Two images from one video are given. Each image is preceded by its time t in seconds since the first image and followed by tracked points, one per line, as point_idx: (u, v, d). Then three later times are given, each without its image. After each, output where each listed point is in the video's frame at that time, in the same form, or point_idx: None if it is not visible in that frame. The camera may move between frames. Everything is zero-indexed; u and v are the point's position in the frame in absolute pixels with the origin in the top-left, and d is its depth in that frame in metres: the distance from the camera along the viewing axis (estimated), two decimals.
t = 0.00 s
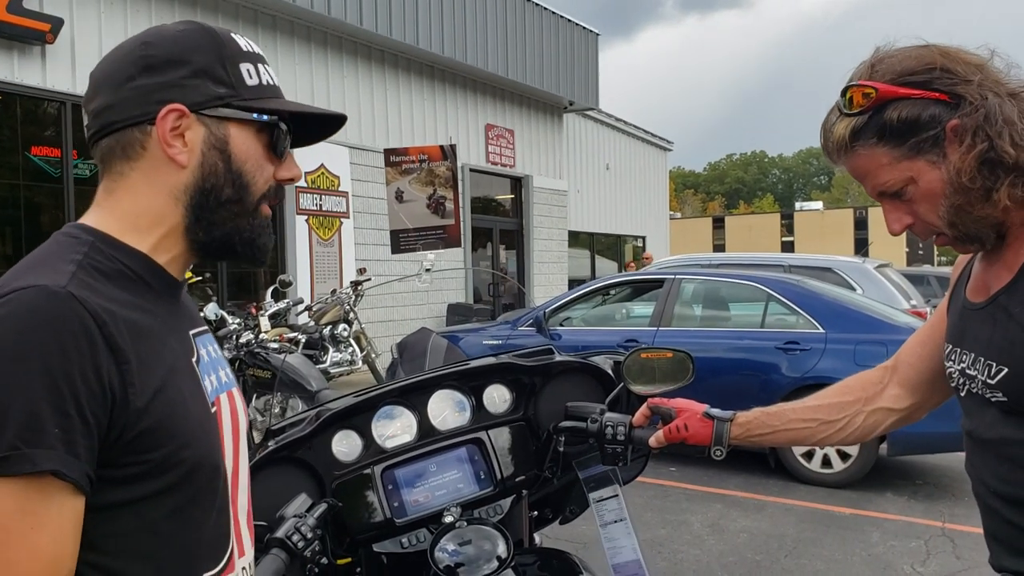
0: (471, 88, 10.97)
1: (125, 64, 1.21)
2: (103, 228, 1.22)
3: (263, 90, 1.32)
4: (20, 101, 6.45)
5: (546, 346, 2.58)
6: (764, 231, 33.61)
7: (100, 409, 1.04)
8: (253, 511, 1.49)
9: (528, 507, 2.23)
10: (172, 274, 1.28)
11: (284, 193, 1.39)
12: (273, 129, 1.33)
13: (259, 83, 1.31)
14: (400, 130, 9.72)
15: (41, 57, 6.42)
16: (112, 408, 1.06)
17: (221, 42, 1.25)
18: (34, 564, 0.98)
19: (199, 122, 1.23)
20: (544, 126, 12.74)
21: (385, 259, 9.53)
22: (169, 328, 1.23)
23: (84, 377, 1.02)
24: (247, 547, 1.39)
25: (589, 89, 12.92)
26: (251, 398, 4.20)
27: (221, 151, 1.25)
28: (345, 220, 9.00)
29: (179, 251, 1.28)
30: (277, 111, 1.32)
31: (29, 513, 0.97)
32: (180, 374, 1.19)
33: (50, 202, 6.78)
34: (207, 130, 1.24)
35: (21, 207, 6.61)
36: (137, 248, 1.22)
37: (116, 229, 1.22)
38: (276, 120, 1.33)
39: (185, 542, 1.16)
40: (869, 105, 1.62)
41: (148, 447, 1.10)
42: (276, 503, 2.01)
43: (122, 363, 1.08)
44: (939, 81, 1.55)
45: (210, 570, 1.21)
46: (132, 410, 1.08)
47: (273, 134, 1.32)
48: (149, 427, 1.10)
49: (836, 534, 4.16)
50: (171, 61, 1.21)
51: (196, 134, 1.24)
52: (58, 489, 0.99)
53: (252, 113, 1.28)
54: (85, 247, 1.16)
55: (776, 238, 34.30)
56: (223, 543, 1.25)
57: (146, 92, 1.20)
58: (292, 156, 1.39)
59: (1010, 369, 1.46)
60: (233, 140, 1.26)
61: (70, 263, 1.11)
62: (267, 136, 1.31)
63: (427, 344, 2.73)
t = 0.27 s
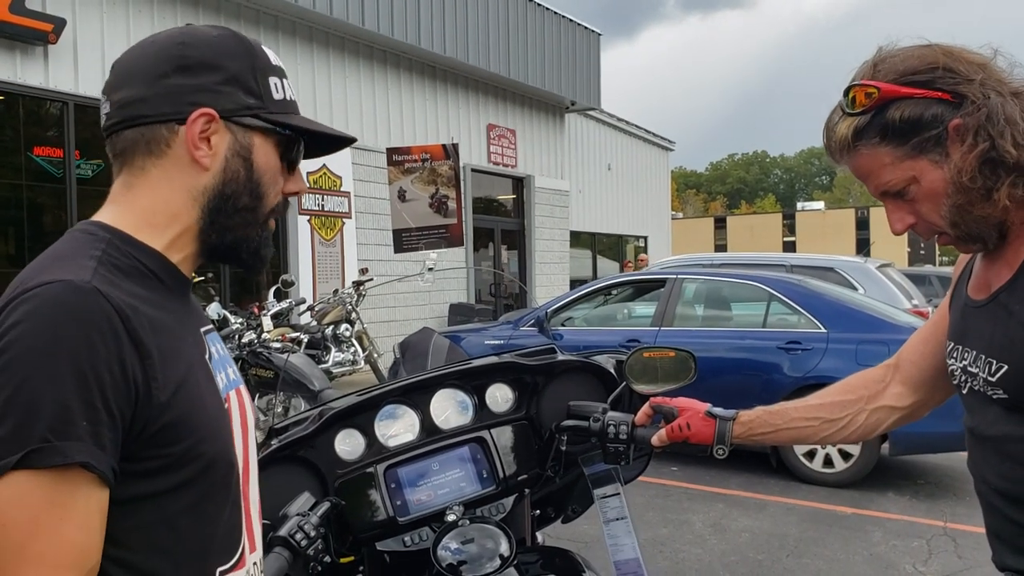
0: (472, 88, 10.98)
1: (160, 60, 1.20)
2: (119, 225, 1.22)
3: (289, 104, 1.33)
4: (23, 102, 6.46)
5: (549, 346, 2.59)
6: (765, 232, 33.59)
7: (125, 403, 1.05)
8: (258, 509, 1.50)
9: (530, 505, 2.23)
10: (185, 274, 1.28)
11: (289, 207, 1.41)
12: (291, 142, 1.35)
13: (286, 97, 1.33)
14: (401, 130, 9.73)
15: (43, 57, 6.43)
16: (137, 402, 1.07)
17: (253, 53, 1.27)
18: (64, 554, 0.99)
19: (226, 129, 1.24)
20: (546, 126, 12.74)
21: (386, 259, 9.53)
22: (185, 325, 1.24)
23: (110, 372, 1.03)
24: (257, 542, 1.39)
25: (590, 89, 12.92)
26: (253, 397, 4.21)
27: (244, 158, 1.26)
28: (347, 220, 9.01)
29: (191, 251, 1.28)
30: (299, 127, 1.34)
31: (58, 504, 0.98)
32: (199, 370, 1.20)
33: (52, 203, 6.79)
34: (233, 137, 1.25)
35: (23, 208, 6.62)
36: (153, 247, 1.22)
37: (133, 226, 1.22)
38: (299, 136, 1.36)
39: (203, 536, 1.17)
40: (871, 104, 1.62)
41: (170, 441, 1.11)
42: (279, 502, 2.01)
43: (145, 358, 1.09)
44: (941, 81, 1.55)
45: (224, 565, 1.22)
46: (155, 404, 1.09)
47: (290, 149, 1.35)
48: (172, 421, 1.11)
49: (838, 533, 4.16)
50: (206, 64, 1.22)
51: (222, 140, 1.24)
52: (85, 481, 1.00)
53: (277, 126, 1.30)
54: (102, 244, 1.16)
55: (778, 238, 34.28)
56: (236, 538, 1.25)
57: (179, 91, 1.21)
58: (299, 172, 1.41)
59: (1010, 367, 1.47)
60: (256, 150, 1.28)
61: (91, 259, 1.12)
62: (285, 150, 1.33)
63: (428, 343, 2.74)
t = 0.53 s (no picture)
0: (472, 87, 10.97)
1: (159, 62, 1.20)
2: (115, 223, 1.21)
3: (285, 105, 1.34)
4: (21, 101, 6.46)
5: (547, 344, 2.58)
6: (765, 231, 33.59)
7: (124, 397, 1.05)
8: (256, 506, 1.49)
9: (529, 504, 2.22)
10: (181, 272, 1.28)
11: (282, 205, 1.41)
12: (287, 143, 1.35)
13: (282, 98, 1.33)
14: (400, 129, 9.72)
15: (42, 56, 6.42)
16: (135, 396, 1.07)
17: (252, 55, 1.27)
18: (66, 547, 0.99)
19: (226, 131, 1.25)
20: (545, 125, 12.73)
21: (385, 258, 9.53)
22: (181, 321, 1.24)
23: (109, 366, 1.03)
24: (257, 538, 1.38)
25: (589, 88, 12.92)
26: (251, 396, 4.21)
27: (244, 160, 1.27)
28: (346, 219, 9.01)
29: (188, 251, 1.28)
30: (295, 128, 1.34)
31: (60, 498, 0.98)
32: (196, 365, 1.20)
33: (51, 202, 6.79)
34: (233, 139, 1.25)
35: (22, 207, 6.62)
36: (150, 246, 1.22)
37: (131, 225, 1.22)
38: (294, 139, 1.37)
39: (204, 531, 1.17)
40: (871, 102, 1.62)
41: (169, 436, 1.11)
42: (278, 501, 2.01)
43: (144, 353, 1.09)
44: (941, 79, 1.55)
45: (224, 560, 1.21)
46: (154, 398, 1.09)
47: (287, 150, 1.36)
48: (171, 415, 1.11)
49: (837, 532, 4.16)
50: (207, 67, 1.22)
51: (222, 142, 1.25)
52: (87, 475, 1.00)
53: (274, 127, 1.30)
54: (98, 242, 1.16)
55: (777, 238, 34.27)
56: (236, 533, 1.25)
57: (180, 94, 1.20)
58: (292, 170, 1.42)
59: (1007, 363, 1.47)
60: (255, 152, 1.28)
61: (87, 255, 1.11)
62: (281, 150, 1.34)
63: (427, 342, 2.74)
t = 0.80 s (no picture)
0: (473, 88, 10.98)
1: (132, 67, 1.21)
2: (110, 224, 1.22)
3: (270, 96, 1.30)
4: (22, 100, 6.46)
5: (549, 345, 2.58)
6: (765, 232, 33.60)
7: (109, 395, 1.04)
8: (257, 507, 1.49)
9: (531, 505, 2.22)
10: (178, 272, 1.28)
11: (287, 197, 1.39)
12: (279, 133, 1.31)
13: (266, 90, 1.30)
14: (401, 129, 9.72)
15: (43, 56, 6.42)
16: (121, 394, 1.07)
17: (228, 48, 1.25)
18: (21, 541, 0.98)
19: (204, 131, 1.23)
20: (546, 125, 12.73)
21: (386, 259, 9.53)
22: (178, 322, 1.24)
23: (93, 364, 1.03)
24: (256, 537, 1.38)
25: (590, 88, 12.92)
26: (252, 396, 4.21)
27: (225, 159, 1.25)
28: (347, 219, 9.01)
29: (184, 252, 1.28)
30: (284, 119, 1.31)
31: (24, 491, 0.97)
32: (190, 366, 1.20)
33: (52, 202, 6.79)
34: (212, 139, 1.23)
35: (22, 206, 6.61)
36: (145, 246, 1.22)
37: (124, 226, 1.23)
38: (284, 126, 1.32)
39: (203, 531, 1.17)
40: (875, 102, 1.62)
41: (157, 436, 1.11)
42: (279, 502, 2.01)
43: (132, 351, 1.09)
44: (945, 79, 1.55)
45: (221, 560, 1.21)
46: (142, 398, 1.09)
47: (281, 143, 1.32)
48: (160, 415, 1.11)
49: (837, 533, 4.16)
50: (178, 67, 1.21)
51: (201, 142, 1.23)
52: (53, 471, 0.99)
53: (256, 120, 1.27)
54: (93, 242, 1.16)
55: (778, 239, 34.29)
56: (235, 533, 1.25)
57: (154, 99, 1.20)
58: (298, 158, 1.39)
59: (1007, 363, 1.47)
60: (239, 148, 1.26)
61: (80, 255, 1.12)
62: (273, 144, 1.30)
63: (428, 343, 2.73)
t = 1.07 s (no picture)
0: (473, 87, 10.97)
1: (114, 68, 1.20)
2: (102, 227, 1.22)
3: (258, 91, 1.28)
4: (22, 100, 6.44)
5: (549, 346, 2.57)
6: (765, 232, 33.62)
7: (94, 410, 1.04)
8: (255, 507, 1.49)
9: (530, 506, 2.22)
10: (174, 274, 1.28)
11: (284, 192, 1.37)
12: (266, 130, 1.29)
13: (252, 85, 1.27)
14: (401, 129, 9.72)
15: (43, 55, 6.41)
16: (107, 408, 1.06)
17: (211, 45, 1.23)
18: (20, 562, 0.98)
19: (188, 130, 1.22)
20: (546, 125, 12.73)
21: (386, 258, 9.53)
22: (170, 328, 1.24)
23: (76, 378, 1.02)
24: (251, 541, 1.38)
25: (590, 88, 12.92)
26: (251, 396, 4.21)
27: (209, 159, 1.24)
28: (347, 219, 9.01)
29: (177, 254, 1.28)
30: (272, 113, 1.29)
31: (15, 512, 0.97)
32: (179, 375, 1.19)
33: (51, 202, 6.77)
34: (195, 138, 1.22)
35: (22, 206, 6.59)
36: (138, 250, 1.23)
37: (113, 229, 1.23)
38: (276, 122, 1.30)
39: (197, 539, 1.17)
40: (881, 100, 1.62)
41: (148, 449, 1.10)
42: (278, 503, 2.01)
43: (118, 364, 1.08)
44: (951, 78, 1.55)
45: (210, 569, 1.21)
46: (129, 411, 1.08)
47: (268, 138, 1.30)
48: (148, 429, 1.10)
49: (837, 534, 4.16)
50: (160, 65, 1.20)
51: (185, 142, 1.22)
52: (43, 490, 0.98)
53: (241, 118, 1.25)
54: (83, 247, 1.17)
55: (777, 239, 34.31)
56: (226, 541, 1.25)
57: (134, 99, 1.20)
58: (293, 152, 1.37)
59: (1008, 362, 1.47)
60: (222, 145, 1.24)
61: (67, 263, 1.12)
62: (261, 141, 1.28)
63: (428, 343, 2.73)
